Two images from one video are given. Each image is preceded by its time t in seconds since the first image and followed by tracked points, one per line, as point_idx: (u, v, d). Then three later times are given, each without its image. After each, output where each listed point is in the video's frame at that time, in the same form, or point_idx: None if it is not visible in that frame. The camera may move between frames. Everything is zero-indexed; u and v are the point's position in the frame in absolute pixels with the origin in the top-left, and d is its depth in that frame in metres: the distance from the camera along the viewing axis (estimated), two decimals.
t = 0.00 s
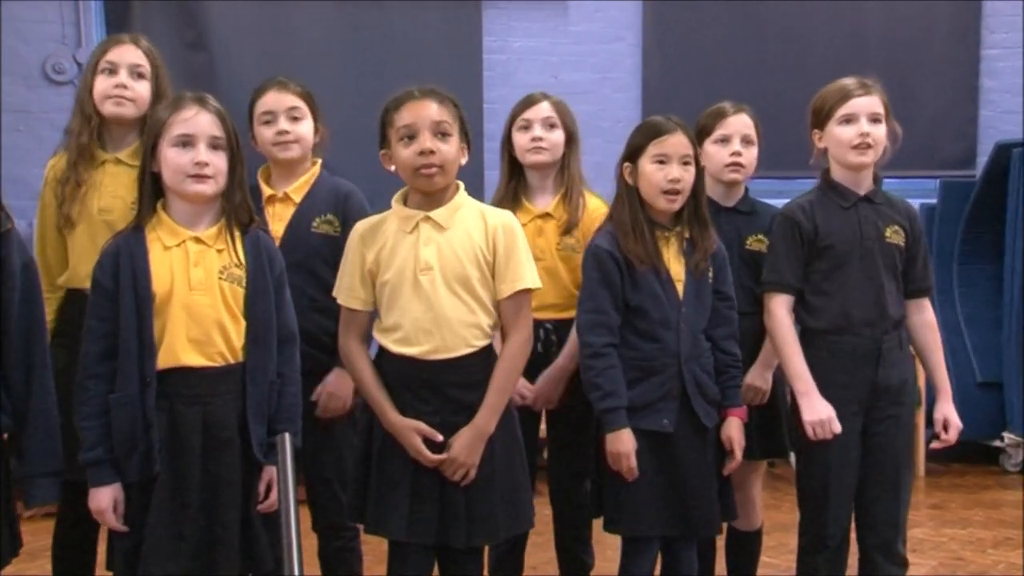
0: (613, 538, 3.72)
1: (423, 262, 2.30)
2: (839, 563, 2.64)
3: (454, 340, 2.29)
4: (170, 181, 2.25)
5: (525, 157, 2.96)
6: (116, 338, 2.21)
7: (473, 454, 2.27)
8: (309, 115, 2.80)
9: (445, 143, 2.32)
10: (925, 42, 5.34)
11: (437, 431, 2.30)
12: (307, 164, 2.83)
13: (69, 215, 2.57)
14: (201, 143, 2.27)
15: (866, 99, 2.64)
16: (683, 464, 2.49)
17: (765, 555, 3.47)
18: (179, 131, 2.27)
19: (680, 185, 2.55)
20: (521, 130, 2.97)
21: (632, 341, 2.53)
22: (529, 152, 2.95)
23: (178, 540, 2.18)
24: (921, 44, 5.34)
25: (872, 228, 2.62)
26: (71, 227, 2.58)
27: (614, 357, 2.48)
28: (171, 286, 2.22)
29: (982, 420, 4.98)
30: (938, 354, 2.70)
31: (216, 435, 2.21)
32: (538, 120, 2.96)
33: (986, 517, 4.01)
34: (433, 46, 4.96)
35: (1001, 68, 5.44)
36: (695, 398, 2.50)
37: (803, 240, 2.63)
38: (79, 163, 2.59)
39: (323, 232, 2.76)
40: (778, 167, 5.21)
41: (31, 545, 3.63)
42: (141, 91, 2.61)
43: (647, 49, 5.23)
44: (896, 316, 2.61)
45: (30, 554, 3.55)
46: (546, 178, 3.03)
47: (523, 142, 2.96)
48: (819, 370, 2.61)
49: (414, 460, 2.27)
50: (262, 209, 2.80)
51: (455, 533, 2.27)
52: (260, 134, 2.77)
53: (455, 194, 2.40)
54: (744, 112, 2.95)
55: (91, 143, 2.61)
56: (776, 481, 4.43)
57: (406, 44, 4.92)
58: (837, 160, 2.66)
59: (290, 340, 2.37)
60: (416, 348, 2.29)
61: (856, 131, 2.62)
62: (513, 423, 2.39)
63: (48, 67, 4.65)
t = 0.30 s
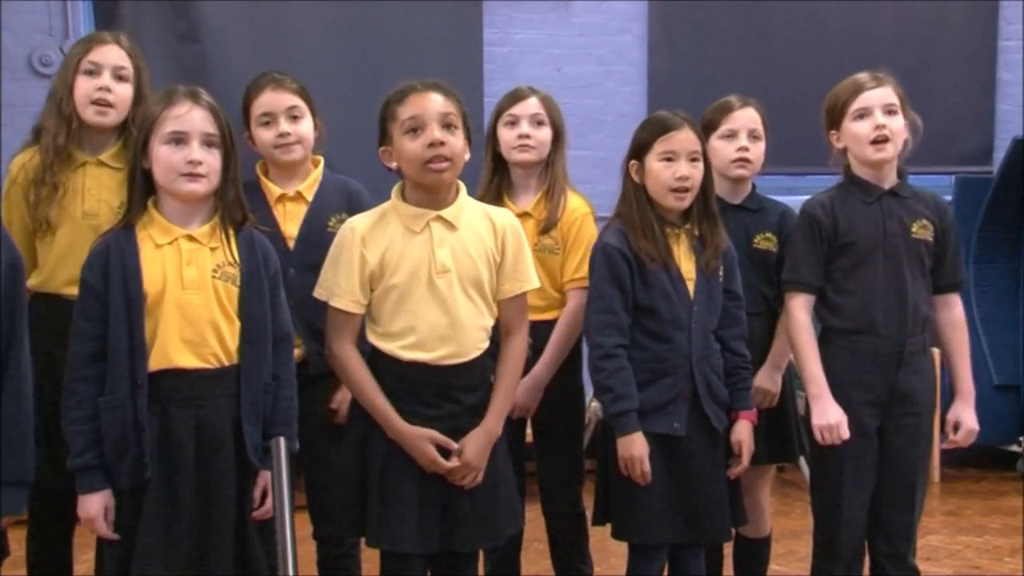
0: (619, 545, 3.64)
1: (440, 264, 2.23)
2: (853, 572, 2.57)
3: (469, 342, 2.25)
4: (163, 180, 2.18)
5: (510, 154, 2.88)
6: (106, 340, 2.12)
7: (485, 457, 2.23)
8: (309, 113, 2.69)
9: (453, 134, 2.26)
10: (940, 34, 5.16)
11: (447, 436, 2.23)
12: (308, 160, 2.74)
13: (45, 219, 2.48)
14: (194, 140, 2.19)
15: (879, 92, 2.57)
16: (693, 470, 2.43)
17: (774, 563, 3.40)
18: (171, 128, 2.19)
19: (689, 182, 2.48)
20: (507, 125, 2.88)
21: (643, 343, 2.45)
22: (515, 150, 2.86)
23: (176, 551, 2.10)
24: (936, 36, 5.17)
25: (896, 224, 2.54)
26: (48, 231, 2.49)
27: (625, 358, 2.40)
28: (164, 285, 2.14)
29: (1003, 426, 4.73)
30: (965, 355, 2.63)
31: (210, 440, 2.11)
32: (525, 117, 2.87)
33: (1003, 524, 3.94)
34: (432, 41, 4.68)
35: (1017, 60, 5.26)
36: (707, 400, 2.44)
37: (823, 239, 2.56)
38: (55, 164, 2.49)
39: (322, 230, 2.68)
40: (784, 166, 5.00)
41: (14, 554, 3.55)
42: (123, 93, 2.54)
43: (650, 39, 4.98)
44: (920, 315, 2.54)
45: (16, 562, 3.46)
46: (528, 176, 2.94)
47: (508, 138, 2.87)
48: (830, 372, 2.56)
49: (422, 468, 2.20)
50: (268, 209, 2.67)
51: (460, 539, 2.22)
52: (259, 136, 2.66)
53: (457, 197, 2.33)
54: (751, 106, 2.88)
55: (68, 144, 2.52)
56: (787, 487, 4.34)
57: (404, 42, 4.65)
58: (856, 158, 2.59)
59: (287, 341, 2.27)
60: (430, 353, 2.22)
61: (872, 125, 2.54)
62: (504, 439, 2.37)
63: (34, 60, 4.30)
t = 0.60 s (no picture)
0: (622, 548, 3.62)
1: (466, 260, 2.24)
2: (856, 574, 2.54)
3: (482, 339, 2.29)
4: (165, 178, 2.16)
5: (519, 148, 2.84)
6: (104, 338, 2.10)
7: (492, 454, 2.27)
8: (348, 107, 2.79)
9: (465, 131, 2.26)
10: (947, 32, 5.14)
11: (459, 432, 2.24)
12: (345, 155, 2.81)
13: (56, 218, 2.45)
14: (197, 138, 2.17)
15: (887, 94, 2.55)
16: (696, 471, 2.40)
17: (779, 564, 3.39)
18: (174, 125, 2.17)
19: (691, 181, 2.47)
20: (513, 120, 2.86)
21: (637, 344, 2.44)
22: (524, 143, 2.83)
23: (171, 552, 2.07)
24: (942, 34, 5.14)
25: (899, 221, 2.51)
26: (61, 230, 2.46)
27: (618, 357, 2.39)
28: (164, 283, 2.11)
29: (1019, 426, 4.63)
30: (1001, 350, 2.55)
31: (210, 440, 2.09)
32: (531, 111, 2.86)
33: (1009, 526, 3.92)
34: (433, 41, 4.60)
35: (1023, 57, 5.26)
36: (703, 403, 2.41)
37: (825, 240, 2.57)
38: (66, 164, 2.46)
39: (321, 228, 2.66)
40: (788, 162, 4.98)
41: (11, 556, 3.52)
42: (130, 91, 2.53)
43: (654, 35, 4.95)
44: (921, 315, 2.50)
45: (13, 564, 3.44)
46: (534, 173, 2.91)
47: (517, 132, 2.83)
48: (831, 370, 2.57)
49: (437, 469, 2.20)
50: (321, 203, 2.68)
51: (466, 538, 2.24)
52: (300, 125, 2.72)
53: (462, 197, 2.33)
54: (753, 104, 2.85)
55: (78, 143, 2.49)
56: (791, 488, 4.30)
57: (405, 41, 4.55)
58: (867, 158, 2.57)
59: (289, 339, 2.24)
60: (455, 350, 2.22)
61: (877, 130, 2.53)
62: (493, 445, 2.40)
63: (32, 57, 4.26)
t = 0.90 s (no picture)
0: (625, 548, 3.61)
1: (460, 256, 2.24)
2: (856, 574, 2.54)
3: (482, 337, 2.27)
4: (168, 178, 2.16)
5: (544, 151, 2.84)
6: (106, 338, 2.10)
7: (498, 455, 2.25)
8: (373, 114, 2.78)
9: (465, 132, 2.26)
10: (950, 31, 5.12)
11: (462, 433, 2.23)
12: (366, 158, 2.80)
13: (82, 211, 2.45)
14: (201, 139, 2.17)
15: (886, 96, 2.54)
16: (695, 471, 2.40)
17: (782, 563, 3.38)
18: (179, 126, 2.17)
19: (691, 176, 2.47)
20: (535, 123, 2.85)
21: (630, 343, 2.46)
22: (550, 146, 2.83)
23: (168, 551, 2.07)
24: (946, 33, 5.13)
25: (890, 222, 2.51)
26: (87, 225, 2.46)
27: (611, 356, 2.42)
28: (167, 282, 2.11)
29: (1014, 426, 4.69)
30: (988, 353, 2.53)
31: (210, 439, 2.09)
32: (552, 112, 2.85)
33: (1013, 526, 3.91)
34: (433, 40, 4.59)
35: None
36: (695, 403, 2.40)
37: (820, 241, 2.61)
38: (90, 158, 2.46)
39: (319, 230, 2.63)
40: (791, 163, 4.96)
41: (15, 555, 3.53)
42: (145, 85, 2.55)
43: (657, 36, 4.95)
44: (914, 315, 2.49)
45: (14, 564, 3.44)
46: (556, 173, 2.91)
47: (541, 135, 2.83)
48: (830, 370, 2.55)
49: (438, 469, 2.19)
50: (344, 204, 2.69)
51: (471, 540, 2.22)
52: (324, 129, 2.71)
53: (464, 193, 2.34)
54: (755, 104, 2.84)
55: (99, 138, 2.49)
56: (794, 488, 4.30)
57: (407, 41, 4.56)
58: (863, 159, 2.58)
59: (290, 340, 2.24)
60: (451, 345, 2.21)
61: (873, 132, 2.54)
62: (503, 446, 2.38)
63: (35, 57, 4.24)
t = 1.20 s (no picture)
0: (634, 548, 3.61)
1: (441, 256, 2.21)
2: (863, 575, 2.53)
3: (469, 339, 2.21)
4: (175, 180, 2.16)
5: (572, 157, 2.85)
6: (113, 338, 2.10)
7: (491, 461, 2.18)
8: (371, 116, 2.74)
9: (460, 134, 2.25)
10: (957, 30, 5.11)
11: (450, 440, 2.20)
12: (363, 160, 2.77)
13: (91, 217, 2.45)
14: (208, 140, 2.17)
15: (881, 96, 2.54)
16: (703, 471, 2.39)
17: (790, 564, 3.37)
18: (186, 127, 2.17)
19: (698, 175, 2.46)
20: (563, 128, 2.86)
21: (641, 343, 2.45)
22: (578, 151, 2.84)
23: (178, 551, 2.07)
24: (953, 32, 5.11)
25: (888, 223, 2.51)
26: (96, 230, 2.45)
27: (620, 356, 2.43)
28: (173, 283, 2.11)
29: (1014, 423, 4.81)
30: (981, 356, 2.55)
31: (216, 440, 2.09)
32: (580, 116, 2.87)
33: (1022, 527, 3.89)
34: (439, 40, 4.59)
35: None
36: (706, 406, 2.40)
37: (815, 242, 2.57)
38: (99, 164, 2.47)
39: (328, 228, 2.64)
40: (797, 163, 4.96)
41: (27, 554, 3.54)
42: (154, 89, 2.54)
43: (664, 36, 4.94)
44: (917, 315, 2.49)
45: (23, 564, 3.45)
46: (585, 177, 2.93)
47: (569, 140, 2.85)
48: (836, 372, 2.52)
49: (421, 468, 2.18)
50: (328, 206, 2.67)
51: (466, 547, 2.18)
52: (320, 130, 2.68)
53: (471, 189, 2.32)
54: (760, 105, 2.85)
55: (110, 144, 2.50)
56: (802, 489, 4.29)
57: (415, 42, 4.55)
58: (855, 161, 2.57)
59: (296, 342, 2.24)
60: (429, 346, 2.20)
61: (867, 130, 2.53)
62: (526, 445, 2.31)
63: (44, 58, 4.23)
